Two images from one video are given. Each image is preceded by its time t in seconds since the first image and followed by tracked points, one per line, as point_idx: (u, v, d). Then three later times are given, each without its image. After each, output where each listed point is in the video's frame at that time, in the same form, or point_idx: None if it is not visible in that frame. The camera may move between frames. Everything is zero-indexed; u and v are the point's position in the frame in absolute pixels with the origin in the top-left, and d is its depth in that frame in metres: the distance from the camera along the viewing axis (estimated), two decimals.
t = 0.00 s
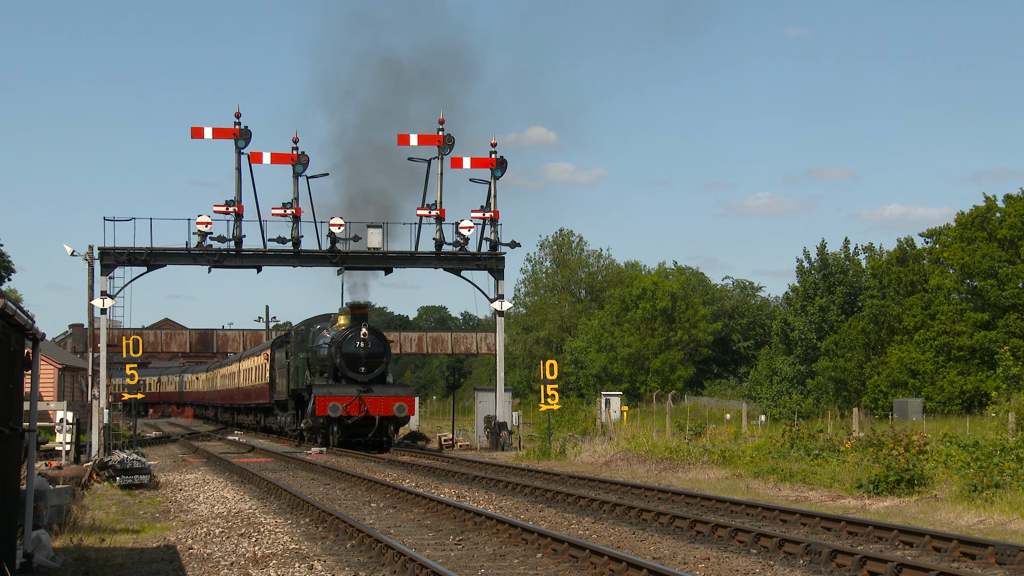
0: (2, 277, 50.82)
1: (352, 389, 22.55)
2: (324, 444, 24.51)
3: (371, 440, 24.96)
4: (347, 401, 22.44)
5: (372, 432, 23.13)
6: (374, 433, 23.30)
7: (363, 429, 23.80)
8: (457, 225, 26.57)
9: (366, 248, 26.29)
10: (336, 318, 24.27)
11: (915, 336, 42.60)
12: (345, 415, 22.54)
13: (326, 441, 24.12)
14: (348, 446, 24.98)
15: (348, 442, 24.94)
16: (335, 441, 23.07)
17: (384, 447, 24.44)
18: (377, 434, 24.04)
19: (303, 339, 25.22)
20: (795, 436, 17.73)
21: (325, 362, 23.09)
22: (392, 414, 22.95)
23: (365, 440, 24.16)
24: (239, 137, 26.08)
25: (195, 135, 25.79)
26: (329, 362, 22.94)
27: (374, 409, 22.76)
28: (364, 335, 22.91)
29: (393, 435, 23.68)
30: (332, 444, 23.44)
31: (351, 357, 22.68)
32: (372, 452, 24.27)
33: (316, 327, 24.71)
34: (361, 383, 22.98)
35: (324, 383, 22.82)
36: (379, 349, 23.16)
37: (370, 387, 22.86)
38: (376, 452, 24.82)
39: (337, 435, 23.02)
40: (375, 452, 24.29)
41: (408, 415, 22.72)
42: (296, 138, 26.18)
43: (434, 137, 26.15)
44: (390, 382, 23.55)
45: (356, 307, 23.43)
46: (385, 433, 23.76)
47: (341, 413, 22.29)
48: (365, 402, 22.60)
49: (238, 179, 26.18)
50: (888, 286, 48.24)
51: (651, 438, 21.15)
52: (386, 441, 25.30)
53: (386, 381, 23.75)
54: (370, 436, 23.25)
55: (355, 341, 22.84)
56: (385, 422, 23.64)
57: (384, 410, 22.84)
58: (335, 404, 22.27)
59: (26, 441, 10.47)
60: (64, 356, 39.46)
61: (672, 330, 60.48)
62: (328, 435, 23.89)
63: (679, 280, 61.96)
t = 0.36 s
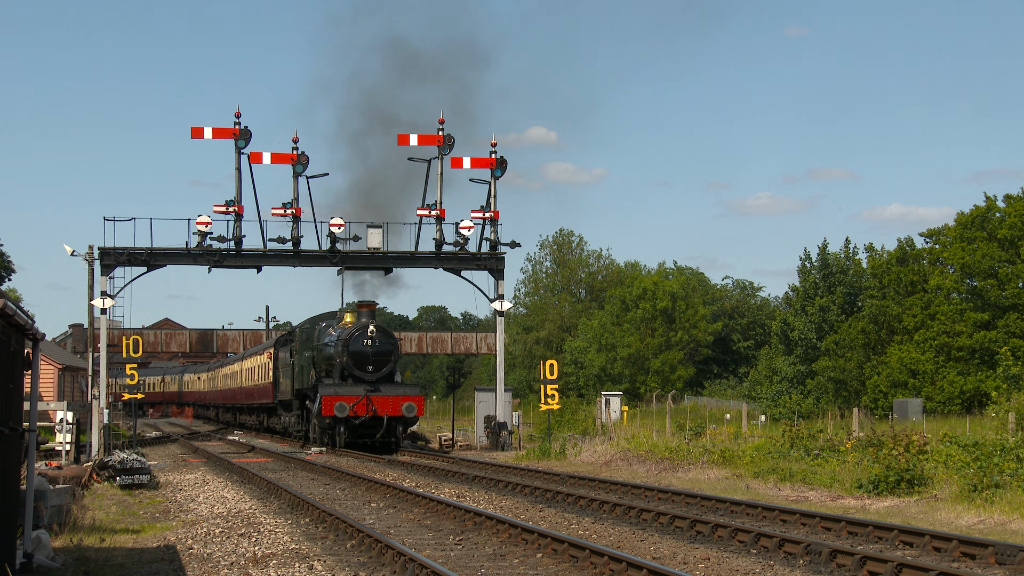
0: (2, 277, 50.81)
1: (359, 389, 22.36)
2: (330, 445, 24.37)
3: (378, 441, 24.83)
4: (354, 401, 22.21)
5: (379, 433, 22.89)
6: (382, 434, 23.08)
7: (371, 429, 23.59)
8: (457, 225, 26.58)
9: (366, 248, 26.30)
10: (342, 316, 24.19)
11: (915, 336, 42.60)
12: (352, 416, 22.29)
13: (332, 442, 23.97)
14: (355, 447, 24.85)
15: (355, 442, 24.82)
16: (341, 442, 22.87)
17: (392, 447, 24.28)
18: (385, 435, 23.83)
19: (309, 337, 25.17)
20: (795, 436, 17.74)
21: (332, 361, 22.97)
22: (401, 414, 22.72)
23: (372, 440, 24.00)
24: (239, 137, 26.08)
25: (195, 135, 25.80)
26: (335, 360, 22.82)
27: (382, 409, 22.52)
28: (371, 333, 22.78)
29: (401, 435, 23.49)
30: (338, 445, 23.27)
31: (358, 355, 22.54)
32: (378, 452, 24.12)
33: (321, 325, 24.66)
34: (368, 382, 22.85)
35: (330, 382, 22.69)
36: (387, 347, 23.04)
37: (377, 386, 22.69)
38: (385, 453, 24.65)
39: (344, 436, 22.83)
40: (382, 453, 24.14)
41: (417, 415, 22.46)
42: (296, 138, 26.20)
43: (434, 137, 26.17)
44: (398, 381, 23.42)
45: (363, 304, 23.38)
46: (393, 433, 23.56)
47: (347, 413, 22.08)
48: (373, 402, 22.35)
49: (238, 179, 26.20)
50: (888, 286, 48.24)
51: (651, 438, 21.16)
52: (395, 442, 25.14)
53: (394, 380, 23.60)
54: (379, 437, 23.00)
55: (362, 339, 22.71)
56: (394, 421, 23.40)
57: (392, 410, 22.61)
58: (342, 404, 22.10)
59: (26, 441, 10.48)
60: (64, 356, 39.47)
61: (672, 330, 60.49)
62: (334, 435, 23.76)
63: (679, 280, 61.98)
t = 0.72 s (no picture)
0: (2, 277, 50.80)
1: (367, 388, 21.79)
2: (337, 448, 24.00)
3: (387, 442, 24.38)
4: (362, 401, 21.72)
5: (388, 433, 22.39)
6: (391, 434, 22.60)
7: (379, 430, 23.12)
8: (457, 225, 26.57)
9: (366, 248, 26.29)
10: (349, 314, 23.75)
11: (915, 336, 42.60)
12: (360, 416, 21.82)
13: (338, 442, 23.54)
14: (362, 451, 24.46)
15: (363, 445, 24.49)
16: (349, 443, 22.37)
17: (401, 449, 23.84)
18: (394, 436, 23.37)
19: (314, 336, 24.99)
20: (795, 436, 17.74)
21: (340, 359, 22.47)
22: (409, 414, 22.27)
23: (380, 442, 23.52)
24: (239, 137, 26.08)
25: (195, 135, 25.79)
26: (342, 359, 22.31)
27: (390, 408, 22.06)
28: (380, 330, 22.14)
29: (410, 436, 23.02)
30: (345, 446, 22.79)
31: (366, 353, 21.99)
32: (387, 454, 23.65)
33: (327, 322, 24.35)
34: (376, 381, 22.32)
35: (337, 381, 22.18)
36: (395, 345, 22.42)
37: (386, 386, 22.15)
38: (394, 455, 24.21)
39: (351, 436, 22.35)
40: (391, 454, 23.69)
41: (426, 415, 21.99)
42: (296, 138, 26.21)
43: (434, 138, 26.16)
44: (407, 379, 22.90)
45: (372, 300, 22.62)
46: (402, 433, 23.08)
47: (355, 413, 21.59)
48: (381, 402, 21.87)
49: (238, 179, 26.19)
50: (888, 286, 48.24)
51: (651, 438, 21.16)
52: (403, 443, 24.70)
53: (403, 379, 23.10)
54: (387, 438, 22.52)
55: (370, 337, 22.06)
56: (403, 422, 22.94)
57: (401, 410, 22.16)
58: (349, 404, 21.58)
59: (26, 441, 10.48)
60: (64, 356, 39.47)
61: (672, 330, 60.50)
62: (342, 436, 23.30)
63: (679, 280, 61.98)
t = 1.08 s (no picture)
0: (2, 277, 50.82)
1: (375, 387, 21.35)
2: (344, 448, 23.64)
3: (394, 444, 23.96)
4: (370, 400, 21.32)
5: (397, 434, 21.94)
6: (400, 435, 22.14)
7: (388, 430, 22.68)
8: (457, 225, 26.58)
9: (366, 248, 26.29)
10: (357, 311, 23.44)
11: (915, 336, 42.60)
12: (368, 416, 21.39)
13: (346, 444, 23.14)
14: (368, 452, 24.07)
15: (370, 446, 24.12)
16: (356, 444, 21.94)
17: (410, 452, 23.40)
18: (403, 437, 22.93)
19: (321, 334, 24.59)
20: (795, 436, 17.74)
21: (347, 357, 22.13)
22: (419, 414, 21.82)
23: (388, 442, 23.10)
24: (239, 137, 26.08)
25: (195, 135, 25.80)
26: (350, 357, 21.94)
27: (399, 408, 21.63)
28: (388, 328, 21.82)
29: (420, 437, 22.58)
30: (352, 446, 22.41)
31: (374, 351, 21.61)
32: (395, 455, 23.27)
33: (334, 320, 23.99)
34: (384, 380, 21.93)
35: (344, 380, 21.81)
36: (404, 343, 22.10)
37: (394, 384, 21.73)
38: (402, 457, 23.76)
39: (359, 437, 21.88)
40: (400, 456, 23.27)
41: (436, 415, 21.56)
42: (296, 138, 26.21)
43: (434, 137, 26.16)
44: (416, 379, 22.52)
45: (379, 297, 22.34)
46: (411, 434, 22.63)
47: (363, 413, 21.15)
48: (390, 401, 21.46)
49: (238, 179, 26.20)
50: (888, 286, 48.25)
51: (651, 439, 21.17)
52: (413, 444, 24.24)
53: (412, 379, 22.71)
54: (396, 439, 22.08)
55: (378, 334, 21.75)
56: (412, 423, 22.47)
57: (411, 410, 21.73)
58: (356, 404, 21.18)
59: (26, 441, 10.47)
60: (64, 356, 39.49)
61: (673, 330, 60.51)
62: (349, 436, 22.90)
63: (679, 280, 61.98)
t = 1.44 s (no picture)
0: (2, 277, 50.82)
1: (384, 386, 20.76)
2: (352, 449, 23.15)
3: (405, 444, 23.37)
4: (379, 400, 20.69)
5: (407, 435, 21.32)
6: (410, 435, 21.53)
7: (398, 431, 22.08)
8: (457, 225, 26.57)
9: (366, 248, 26.29)
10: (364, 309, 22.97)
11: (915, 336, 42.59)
12: (377, 416, 20.76)
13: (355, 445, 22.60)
14: (377, 453, 23.58)
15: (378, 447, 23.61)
16: (365, 446, 21.35)
17: (421, 452, 22.79)
18: (413, 438, 22.32)
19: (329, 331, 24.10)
20: (795, 436, 17.73)
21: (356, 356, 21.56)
22: (430, 414, 21.20)
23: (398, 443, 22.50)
24: (239, 137, 26.08)
25: (194, 135, 25.80)
26: (358, 355, 21.41)
27: (409, 408, 21.01)
28: (397, 325, 21.22)
29: (430, 438, 21.93)
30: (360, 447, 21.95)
31: (383, 350, 21.05)
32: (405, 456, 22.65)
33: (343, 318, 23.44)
34: (394, 379, 21.36)
35: (352, 379, 21.26)
36: (414, 340, 21.50)
37: (404, 384, 21.12)
38: (412, 459, 23.15)
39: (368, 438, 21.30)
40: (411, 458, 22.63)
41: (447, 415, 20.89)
42: (296, 138, 26.21)
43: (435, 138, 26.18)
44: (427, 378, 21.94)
45: (388, 294, 21.80)
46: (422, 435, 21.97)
47: (372, 413, 20.54)
48: (399, 401, 20.82)
49: (238, 179, 26.21)
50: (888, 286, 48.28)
51: (651, 439, 21.18)
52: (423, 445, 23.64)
53: (422, 378, 22.15)
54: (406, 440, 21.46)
55: (386, 331, 21.16)
56: (423, 423, 21.82)
57: (421, 409, 21.11)
58: (366, 403, 20.58)
59: (26, 442, 10.48)
60: (64, 356, 39.50)
61: (672, 330, 60.53)
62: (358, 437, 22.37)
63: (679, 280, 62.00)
